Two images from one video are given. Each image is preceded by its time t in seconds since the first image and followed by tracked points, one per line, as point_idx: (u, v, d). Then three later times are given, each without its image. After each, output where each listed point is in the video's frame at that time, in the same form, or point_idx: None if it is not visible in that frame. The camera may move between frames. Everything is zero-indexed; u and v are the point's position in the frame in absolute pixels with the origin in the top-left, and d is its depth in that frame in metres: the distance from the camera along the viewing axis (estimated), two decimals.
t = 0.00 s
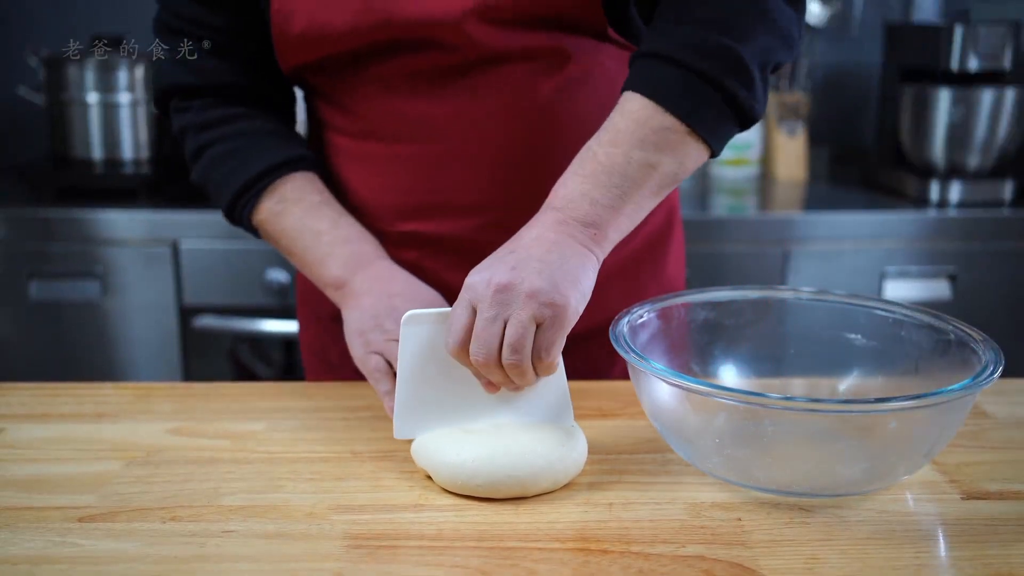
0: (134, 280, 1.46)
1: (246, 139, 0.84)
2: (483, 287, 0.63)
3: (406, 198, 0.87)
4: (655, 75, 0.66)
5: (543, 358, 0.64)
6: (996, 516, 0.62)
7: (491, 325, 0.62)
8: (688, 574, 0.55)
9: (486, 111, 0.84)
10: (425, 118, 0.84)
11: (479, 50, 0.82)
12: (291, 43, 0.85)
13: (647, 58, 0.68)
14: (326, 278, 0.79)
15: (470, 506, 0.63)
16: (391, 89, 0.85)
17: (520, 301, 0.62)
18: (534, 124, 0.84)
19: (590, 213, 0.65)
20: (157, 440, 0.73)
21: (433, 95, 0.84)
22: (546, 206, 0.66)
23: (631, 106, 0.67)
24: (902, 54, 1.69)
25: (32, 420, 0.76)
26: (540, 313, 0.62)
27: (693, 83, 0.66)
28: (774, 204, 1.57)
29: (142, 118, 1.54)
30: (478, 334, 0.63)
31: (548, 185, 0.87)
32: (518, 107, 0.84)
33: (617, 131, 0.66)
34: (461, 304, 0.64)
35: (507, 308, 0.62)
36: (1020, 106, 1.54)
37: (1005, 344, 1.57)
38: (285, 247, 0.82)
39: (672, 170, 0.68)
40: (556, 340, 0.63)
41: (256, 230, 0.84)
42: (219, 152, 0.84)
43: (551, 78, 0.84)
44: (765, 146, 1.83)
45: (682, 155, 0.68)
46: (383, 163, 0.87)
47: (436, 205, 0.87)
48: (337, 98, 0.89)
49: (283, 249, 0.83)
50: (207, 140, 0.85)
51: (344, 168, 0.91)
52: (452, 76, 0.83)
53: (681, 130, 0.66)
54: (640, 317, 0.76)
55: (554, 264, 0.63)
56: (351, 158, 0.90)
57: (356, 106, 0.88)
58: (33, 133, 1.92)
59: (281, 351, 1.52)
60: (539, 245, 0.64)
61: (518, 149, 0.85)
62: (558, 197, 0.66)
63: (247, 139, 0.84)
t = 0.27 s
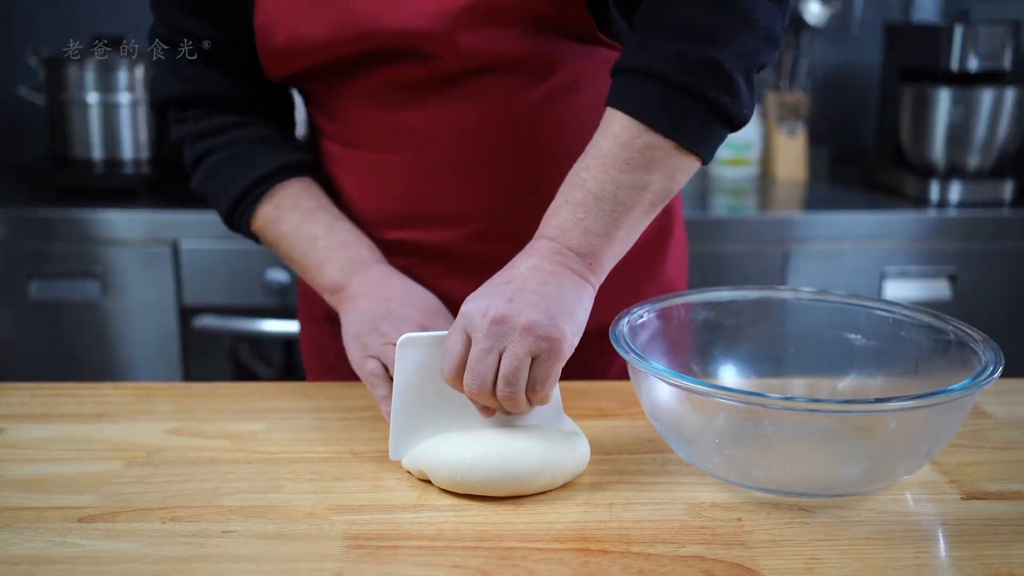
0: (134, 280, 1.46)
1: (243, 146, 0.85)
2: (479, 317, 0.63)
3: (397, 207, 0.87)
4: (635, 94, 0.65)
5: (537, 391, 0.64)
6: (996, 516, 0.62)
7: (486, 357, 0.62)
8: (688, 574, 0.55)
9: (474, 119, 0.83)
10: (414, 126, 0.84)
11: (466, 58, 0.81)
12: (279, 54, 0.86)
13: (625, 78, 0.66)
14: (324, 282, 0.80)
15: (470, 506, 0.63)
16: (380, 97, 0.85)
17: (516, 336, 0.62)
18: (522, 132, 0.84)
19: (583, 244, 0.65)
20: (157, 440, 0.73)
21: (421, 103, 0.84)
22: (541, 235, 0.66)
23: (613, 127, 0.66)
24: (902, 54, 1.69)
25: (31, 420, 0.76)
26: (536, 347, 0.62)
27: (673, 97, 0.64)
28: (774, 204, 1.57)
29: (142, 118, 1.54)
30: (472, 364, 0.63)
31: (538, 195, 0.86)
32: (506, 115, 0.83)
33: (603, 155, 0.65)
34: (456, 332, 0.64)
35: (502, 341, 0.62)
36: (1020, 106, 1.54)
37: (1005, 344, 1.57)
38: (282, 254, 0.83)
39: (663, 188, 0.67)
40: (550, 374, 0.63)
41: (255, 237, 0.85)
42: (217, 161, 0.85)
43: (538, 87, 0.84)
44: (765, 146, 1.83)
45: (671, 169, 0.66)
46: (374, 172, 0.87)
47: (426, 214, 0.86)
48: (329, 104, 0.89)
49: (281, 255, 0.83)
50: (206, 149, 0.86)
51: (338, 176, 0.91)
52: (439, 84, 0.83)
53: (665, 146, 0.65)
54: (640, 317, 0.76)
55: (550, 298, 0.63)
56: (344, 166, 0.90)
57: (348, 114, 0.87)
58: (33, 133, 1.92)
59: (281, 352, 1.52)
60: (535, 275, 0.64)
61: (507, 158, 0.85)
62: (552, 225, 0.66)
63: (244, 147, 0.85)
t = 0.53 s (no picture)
0: (134, 280, 1.46)
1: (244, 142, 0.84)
2: (479, 331, 0.64)
3: (395, 198, 0.87)
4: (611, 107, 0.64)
5: (535, 405, 0.65)
6: (996, 516, 0.62)
7: (487, 369, 0.63)
8: (688, 574, 0.55)
9: (470, 109, 0.83)
10: (409, 117, 0.84)
11: (460, 47, 0.81)
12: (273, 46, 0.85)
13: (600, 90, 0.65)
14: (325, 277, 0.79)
15: (469, 507, 0.63)
16: (375, 88, 0.85)
17: (517, 352, 0.63)
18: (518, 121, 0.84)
19: (580, 263, 0.65)
20: (157, 440, 0.73)
21: (415, 93, 0.84)
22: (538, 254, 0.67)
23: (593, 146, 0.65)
24: (902, 55, 1.69)
25: (31, 420, 0.76)
26: (536, 362, 0.63)
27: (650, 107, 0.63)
28: (774, 204, 1.57)
29: (142, 118, 1.54)
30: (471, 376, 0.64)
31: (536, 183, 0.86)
32: (501, 104, 0.84)
33: (587, 173, 0.65)
34: (455, 346, 0.65)
35: (503, 355, 0.63)
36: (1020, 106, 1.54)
37: (1005, 344, 1.57)
38: (283, 250, 0.82)
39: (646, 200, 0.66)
40: (549, 390, 0.64)
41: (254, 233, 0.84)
42: (217, 156, 0.84)
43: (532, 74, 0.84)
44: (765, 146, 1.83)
45: (655, 179, 0.65)
46: (370, 163, 0.87)
47: (425, 204, 0.87)
48: (324, 96, 0.89)
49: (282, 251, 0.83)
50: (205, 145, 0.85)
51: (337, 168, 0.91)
52: (433, 74, 0.83)
53: (646, 158, 0.64)
54: (641, 317, 0.76)
55: (551, 315, 0.64)
56: (342, 158, 0.90)
57: (343, 106, 0.88)
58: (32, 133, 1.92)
59: (281, 352, 1.52)
60: (537, 293, 0.65)
61: (503, 148, 0.85)
62: (548, 246, 0.66)
63: (243, 142, 0.84)
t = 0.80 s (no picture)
0: (134, 280, 1.46)
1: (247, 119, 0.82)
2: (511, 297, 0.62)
3: (412, 176, 0.88)
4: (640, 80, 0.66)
5: (567, 372, 0.64)
6: (996, 516, 0.62)
7: (520, 339, 0.61)
8: (688, 574, 0.55)
9: (499, 85, 0.85)
10: (435, 93, 0.85)
11: (498, 20, 0.83)
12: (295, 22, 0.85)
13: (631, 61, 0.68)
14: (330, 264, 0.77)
15: (470, 507, 0.63)
16: (401, 64, 0.85)
17: (551, 316, 0.61)
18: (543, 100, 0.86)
19: (599, 224, 0.64)
20: (157, 440, 0.73)
21: (444, 69, 0.85)
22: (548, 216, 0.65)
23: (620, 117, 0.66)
24: (902, 54, 1.69)
25: (31, 420, 0.76)
26: (572, 329, 0.62)
27: (673, 85, 0.66)
28: (774, 204, 1.57)
29: (142, 118, 1.54)
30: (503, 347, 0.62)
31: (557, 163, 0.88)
32: (529, 83, 0.85)
33: (614, 138, 0.65)
34: (481, 315, 0.63)
35: (539, 321, 0.61)
36: (1020, 106, 1.54)
37: (1005, 345, 1.57)
38: (286, 239, 0.80)
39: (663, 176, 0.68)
40: (580, 355, 0.63)
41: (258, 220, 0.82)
42: (218, 136, 0.82)
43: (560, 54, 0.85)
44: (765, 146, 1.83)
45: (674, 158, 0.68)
46: (382, 142, 0.88)
47: (443, 183, 0.88)
48: (336, 75, 0.89)
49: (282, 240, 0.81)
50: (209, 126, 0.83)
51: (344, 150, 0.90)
52: (466, 48, 0.84)
53: (671, 132, 0.66)
54: (640, 317, 0.76)
55: (579, 276, 0.63)
56: (350, 138, 0.90)
57: (359, 84, 0.87)
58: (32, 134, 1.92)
59: (281, 352, 1.52)
60: (557, 256, 0.63)
61: (524, 127, 0.86)
62: (562, 207, 0.65)
63: (246, 121, 0.82)
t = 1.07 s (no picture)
0: (134, 280, 1.46)
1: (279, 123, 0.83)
2: (564, 260, 0.61)
3: (434, 177, 0.88)
4: (684, 51, 0.70)
5: (619, 341, 0.62)
6: (996, 516, 0.62)
7: (573, 301, 0.60)
8: (687, 574, 0.55)
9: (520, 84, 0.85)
10: (457, 93, 0.85)
11: (518, 21, 0.83)
12: (321, 21, 0.85)
13: (676, 36, 0.72)
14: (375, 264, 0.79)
15: (470, 507, 0.63)
16: (422, 64, 0.86)
17: (606, 275, 0.60)
18: (565, 99, 0.85)
19: (650, 188, 0.65)
20: (158, 440, 0.73)
21: (465, 69, 0.85)
22: (601, 180, 0.66)
23: (672, 78, 0.70)
24: (902, 54, 1.69)
25: (31, 420, 0.76)
26: (625, 293, 0.61)
27: (717, 56, 0.70)
28: (774, 204, 1.57)
29: (142, 118, 1.54)
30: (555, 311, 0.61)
31: (580, 162, 0.88)
32: (548, 85, 0.85)
33: (666, 104, 0.68)
34: (531, 280, 0.62)
35: (593, 283, 0.60)
36: (1020, 106, 1.54)
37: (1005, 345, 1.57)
38: (327, 242, 0.81)
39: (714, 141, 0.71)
40: (633, 322, 0.62)
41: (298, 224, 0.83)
42: (249, 143, 0.82)
43: (581, 54, 0.85)
44: (765, 146, 1.83)
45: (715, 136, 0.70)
46: (402, 144, 0.88)
47: (465, 183, 0.88)
48: (357, 79, 0.90)
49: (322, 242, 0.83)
50: (240, 131, 0.83)
51: (366, 154, 0.90)
52: (488, 49, 0.85)
53: (721, 100, 0.70)
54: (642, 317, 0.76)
55: (630, 239, 0.62)
56: (371, 140, 0.90)
57: (380, 86, 0.88)
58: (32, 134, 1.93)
59: (281, 352, 1.52)
60: (608, 221, 0.63)
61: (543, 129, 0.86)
62: (611, 172, 0.66)
63: (277, 126, 0.82)
